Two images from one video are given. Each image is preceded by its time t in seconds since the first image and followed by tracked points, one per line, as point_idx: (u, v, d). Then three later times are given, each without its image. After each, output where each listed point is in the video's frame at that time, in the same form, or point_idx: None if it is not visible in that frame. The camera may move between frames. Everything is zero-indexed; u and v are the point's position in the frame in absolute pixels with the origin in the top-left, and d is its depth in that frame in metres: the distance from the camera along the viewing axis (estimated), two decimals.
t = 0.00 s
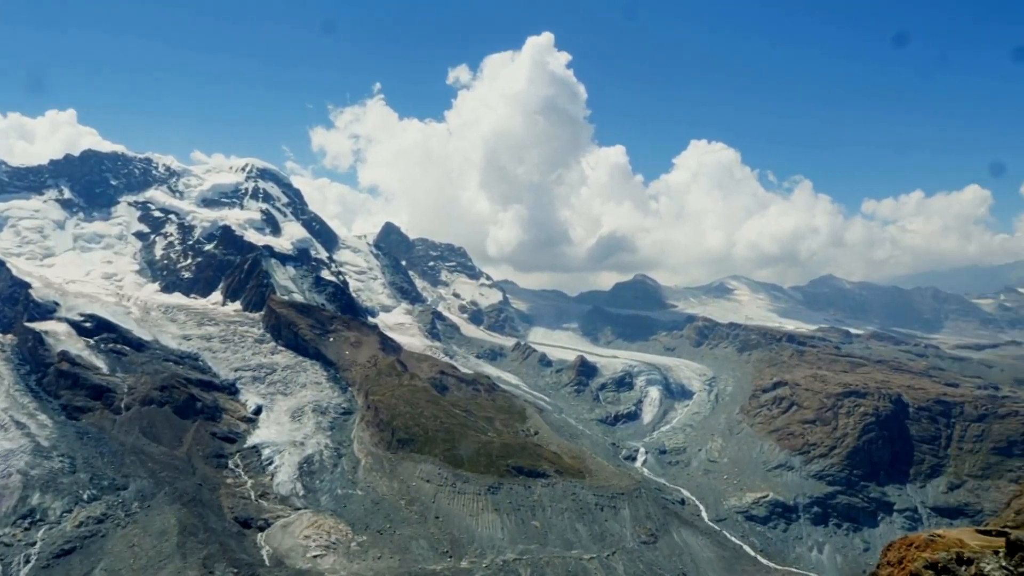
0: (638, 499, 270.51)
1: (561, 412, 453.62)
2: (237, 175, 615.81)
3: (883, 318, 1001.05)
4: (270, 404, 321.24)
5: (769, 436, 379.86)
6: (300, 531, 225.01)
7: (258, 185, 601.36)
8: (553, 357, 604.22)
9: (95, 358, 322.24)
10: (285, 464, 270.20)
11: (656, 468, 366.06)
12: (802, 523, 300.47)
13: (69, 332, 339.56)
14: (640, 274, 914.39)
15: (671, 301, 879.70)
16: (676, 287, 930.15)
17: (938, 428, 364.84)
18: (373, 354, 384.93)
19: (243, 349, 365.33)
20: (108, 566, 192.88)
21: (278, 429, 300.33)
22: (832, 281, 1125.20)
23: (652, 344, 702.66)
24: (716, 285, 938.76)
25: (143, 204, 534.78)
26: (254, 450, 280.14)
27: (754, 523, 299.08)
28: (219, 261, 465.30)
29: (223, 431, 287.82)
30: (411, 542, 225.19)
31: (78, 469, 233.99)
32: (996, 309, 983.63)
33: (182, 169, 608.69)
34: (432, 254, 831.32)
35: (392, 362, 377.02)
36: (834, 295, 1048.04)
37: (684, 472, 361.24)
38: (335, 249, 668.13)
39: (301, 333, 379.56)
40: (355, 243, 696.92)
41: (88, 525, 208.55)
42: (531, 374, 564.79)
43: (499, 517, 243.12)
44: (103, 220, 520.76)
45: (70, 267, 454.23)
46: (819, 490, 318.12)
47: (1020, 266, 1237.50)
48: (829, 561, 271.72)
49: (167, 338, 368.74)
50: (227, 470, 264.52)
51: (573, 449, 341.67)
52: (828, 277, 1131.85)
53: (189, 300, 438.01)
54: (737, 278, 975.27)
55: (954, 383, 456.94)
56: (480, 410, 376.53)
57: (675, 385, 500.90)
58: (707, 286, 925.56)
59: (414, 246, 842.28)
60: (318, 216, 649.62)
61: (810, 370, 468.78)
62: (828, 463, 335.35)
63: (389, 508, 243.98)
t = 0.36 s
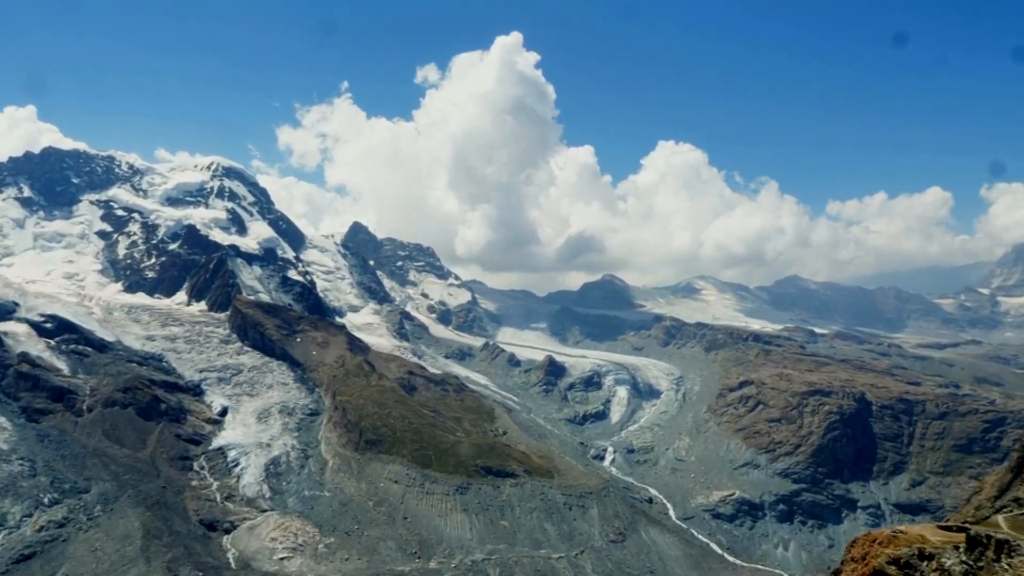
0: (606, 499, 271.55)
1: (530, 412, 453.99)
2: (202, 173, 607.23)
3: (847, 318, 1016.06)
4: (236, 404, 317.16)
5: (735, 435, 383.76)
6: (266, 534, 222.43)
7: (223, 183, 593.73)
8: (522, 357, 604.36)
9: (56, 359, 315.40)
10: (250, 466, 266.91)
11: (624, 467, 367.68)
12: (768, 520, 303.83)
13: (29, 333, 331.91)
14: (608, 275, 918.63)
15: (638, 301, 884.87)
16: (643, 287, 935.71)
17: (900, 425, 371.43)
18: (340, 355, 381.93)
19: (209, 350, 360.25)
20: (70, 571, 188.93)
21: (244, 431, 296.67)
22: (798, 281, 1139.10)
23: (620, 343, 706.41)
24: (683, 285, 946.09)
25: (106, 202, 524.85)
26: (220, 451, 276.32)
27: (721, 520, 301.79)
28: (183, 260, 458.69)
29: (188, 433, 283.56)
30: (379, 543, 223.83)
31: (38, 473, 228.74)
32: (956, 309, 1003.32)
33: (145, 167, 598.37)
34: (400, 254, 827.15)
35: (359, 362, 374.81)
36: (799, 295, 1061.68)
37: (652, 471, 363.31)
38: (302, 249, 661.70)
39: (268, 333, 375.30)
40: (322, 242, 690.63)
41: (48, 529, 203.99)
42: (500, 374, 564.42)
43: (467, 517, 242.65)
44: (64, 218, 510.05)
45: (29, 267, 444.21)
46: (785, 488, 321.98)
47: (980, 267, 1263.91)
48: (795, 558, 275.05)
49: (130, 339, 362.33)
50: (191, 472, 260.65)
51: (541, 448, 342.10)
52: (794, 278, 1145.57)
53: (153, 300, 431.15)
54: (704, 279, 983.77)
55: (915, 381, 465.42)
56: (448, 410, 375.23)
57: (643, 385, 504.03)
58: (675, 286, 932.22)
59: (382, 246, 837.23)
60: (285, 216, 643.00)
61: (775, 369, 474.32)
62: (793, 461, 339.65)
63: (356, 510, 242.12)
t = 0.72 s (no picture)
0: (573, 498, 271.99)
1: (497, 412, 453.42)
2: (165, 171, 597.21)
3: (810, 317, 1030.11)
4: (199, 406, 312.31)
5: (701, 434, 386.94)
6: (230, 537, 219.28)
7: (186, 182, 584.77)
8: (490, 357, 603.46)
9: (12, 360, 307.75)
10: (214, 468, 262.89)
11: (591, 466, 368.62)
12: (733, 518, 306.69)
13: None
14: (576, 275, 921.51)
15: (606, 301, 888.70)
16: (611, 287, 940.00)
17: (862, 423, 377.43)
18: (306, 355, 378.19)
19: (171, 351, 354.33)
20: None
21: (207, 432, 292.24)
22: (763, 282, 1152.02)
23: (587, 343, 708.51)
24: (650, 285, 952.13)
25: (65, 200, 513.79)
26: (182, 454, 271.73)
27: (687, 519, 303.84)
28: (145, 260, 450.89)
29: (149, 435, 278.47)
30: (345, 545, 221.87)
31: None
32: (917, 309, 1022.39)
33: (105, 164, 586.65)
34: (367, 254, 821.38)
35: (325, 362, 371.78)
36: (764, 295, 1074.28)
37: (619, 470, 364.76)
38: (267, 248, 654.04)
39: (231, 334, 370.14)
40: (287, 242, 683.05)
41: (4, 535, 198.71)
42: (467, 374, 562.82)
43: (434, 518, 241.68)
44: (21, 217, 498.11)
45: None
46: (750, 486, 325.17)
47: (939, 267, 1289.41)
48: (759, 555, 277.82)
49: (89, 340, 355.05)
50: (152, 475, 256.10)
51: (509, 448, 341.74)
52: (759, 278, 1158.86)
53: (114, 300, 423.18)
54: (671, 279, 991.23)
55: (877, 380, 473.24)
56: (415, 411, 373.08)
57: (610, 385, 506.28)
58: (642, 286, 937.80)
59: (348, 245, 830.58)
60: (249, 215, 634.99)
61: (740, 368, 479.15)
62: (758, 459, 343.26)
63: (323, 512, 239.72)
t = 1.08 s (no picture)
0: (544, 498, 272.33)
1: (468, 413, 452.41)
2: (131, 169, 587.48)
3: (779, 318, 1042.77)
4: (166, 407, 307.68)
5: (671, 433, 389.75)
6: (198, 539, 216.47)
7: (153, 180, 575.92)
8: (460, 358, 602.17)
9: None
10: (182, 470, 259.22)
11: (562, 466, 369.29)
12: (703, 517, 309.35)
13: None
14: (547, 275, 922.78)
15: (576, 301, 891.20)
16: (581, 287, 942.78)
17: (830, 422, 382.63)
18: (275, 356, 374.60)
19: (138, 352, 348.84)
20: None
21: (175, 434, 288.07)
22: (732, 282, 1163.30)
23: (558, 343, 710.00)
24: (620, 285, 956.48)
25: (28, 198, 502.65)
26: (150, 455, 267.36)
27: (657, 518, 305.73)
28: (111, 259, 443.51)
29: (116, 437, 273.72)
30: (315, 546, 220.10)
31: None
32: (882, 309, 1038.82)
33: (70, 162, 575.56)
34: (337, 253, 815.02)
35: (295, 363, 368.74)
36: (733, 296, 1084.37)
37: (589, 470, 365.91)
38: (236, 248, 646.33)
39: (200, 334, 365.36)
40: (256, 241, 675.47)
41: None
42: (438, 374, 561.24)
43: (404, 518, 240.78)
44: None
45: None
46: (719, 485, 328.00)
47: (904, 268, 1312.93)
48: (729, 553, 280.52)
49: (54, 340, 348.09)
50: (119, 477, 251.93)
51: (480, 448, 341.16)
52: (728, 278, 1169.91)
53: (80, 300, 415.76)
54: (641, 279, 996.69)
55: (844, 380, 480.12)
56: (385, 411, 371.02)
57: (581, 384, 507.67)
58: (612, 286, 942.25)
59: (318, 245, 823.24)
60: (218, 213, 627.14)
61: (710, 368, 483.36)
62: (727, 458, 346.37)
63: (292, 513, 237.50)
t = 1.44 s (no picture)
0: (515, 498, 272.46)
1: (439, 413, 451.17)
2: (97, 167, 577.35)
3: (748, 318, 1053.80)
4: (133, 408, 302.90)
5: (642, 432, 391.94)
6: (165, 542, 213.34)
7: (119, 178, 566.53)
8: (432, 358, 600.63)
9: None
10: (148, 472, 255.35)
11: (533, 466, 369.62)
12: (674, 516, 311.41)
13: None
14: (519, 275, 923.46)
15: (548, 300, 893.09)
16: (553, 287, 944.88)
17: (798, 421, 387.13)
18: (244, 357, 370.67)
19: (103, 352, 343.09)
20: None
21: (141, 435, 283.74)
22: (702, 282, 1172.88)
23: (530, 343, 710.90)
24: (592, 285, 960.13)
25: None
26: (115, 457, 262.87)
27: (628, 517, 307.12)
28: (76, 258, 435.93)
29: (80, 439, 268.72)
30: (284, 548, 218.05)
31: None
32: (849, 309, 1054.17)
33: (33, 159, 564.04)
34: (307, 253, 808.10)
35: (265, 363, 365.26)
36: (704, 296, 1093.33)
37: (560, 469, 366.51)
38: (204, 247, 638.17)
39: (167, 334, 360.10)
40: (225, 240, 667.09)
41: None
42: (410, 374, 559.10)
43: (375, 519, 239.48)
44: None
45: None
46: (689, 484, 330.20)
47: (870, 268, 1333.84)
48: (698, 552, 282.76)
49: (16, 340, 340.97)
50: (84, 480, 247.54)
51: (451, 449, 340.31)
52: (698, 278, 1179.88)
53: (43, 299, 408.03)
54: (613, 279, 1001.28)
55: (811, 379, 486.13)
56: (355, 411, 368.82)
57: (552, 384, 508.71)
58: (584, 286, 945.21)
59: (288, 244, 815.62)
60: (186, 212, 618.79)
61: (681, 368, 486.71)
62: (697, 457, 348.91)
63: (261, 514, 235.05)
